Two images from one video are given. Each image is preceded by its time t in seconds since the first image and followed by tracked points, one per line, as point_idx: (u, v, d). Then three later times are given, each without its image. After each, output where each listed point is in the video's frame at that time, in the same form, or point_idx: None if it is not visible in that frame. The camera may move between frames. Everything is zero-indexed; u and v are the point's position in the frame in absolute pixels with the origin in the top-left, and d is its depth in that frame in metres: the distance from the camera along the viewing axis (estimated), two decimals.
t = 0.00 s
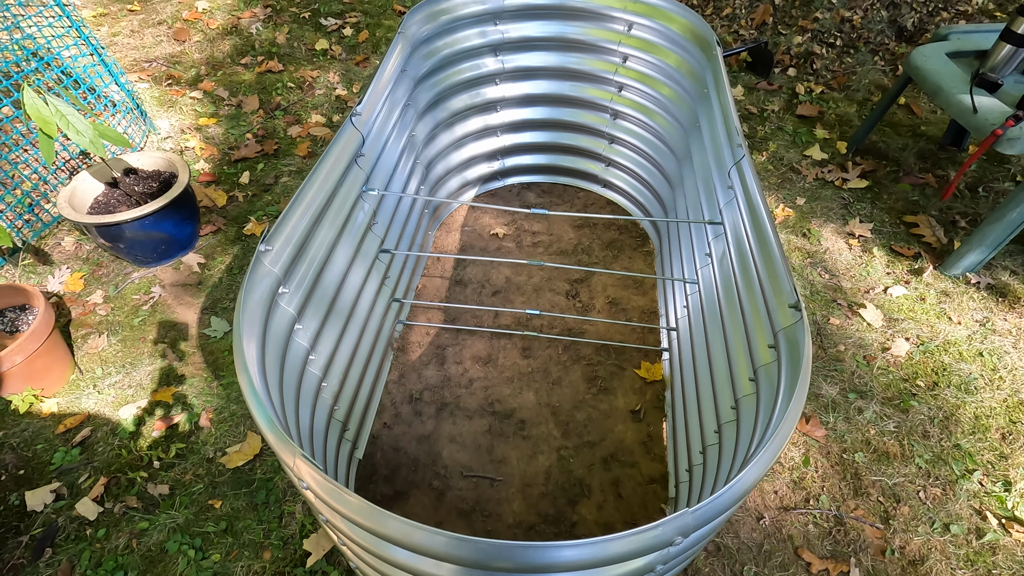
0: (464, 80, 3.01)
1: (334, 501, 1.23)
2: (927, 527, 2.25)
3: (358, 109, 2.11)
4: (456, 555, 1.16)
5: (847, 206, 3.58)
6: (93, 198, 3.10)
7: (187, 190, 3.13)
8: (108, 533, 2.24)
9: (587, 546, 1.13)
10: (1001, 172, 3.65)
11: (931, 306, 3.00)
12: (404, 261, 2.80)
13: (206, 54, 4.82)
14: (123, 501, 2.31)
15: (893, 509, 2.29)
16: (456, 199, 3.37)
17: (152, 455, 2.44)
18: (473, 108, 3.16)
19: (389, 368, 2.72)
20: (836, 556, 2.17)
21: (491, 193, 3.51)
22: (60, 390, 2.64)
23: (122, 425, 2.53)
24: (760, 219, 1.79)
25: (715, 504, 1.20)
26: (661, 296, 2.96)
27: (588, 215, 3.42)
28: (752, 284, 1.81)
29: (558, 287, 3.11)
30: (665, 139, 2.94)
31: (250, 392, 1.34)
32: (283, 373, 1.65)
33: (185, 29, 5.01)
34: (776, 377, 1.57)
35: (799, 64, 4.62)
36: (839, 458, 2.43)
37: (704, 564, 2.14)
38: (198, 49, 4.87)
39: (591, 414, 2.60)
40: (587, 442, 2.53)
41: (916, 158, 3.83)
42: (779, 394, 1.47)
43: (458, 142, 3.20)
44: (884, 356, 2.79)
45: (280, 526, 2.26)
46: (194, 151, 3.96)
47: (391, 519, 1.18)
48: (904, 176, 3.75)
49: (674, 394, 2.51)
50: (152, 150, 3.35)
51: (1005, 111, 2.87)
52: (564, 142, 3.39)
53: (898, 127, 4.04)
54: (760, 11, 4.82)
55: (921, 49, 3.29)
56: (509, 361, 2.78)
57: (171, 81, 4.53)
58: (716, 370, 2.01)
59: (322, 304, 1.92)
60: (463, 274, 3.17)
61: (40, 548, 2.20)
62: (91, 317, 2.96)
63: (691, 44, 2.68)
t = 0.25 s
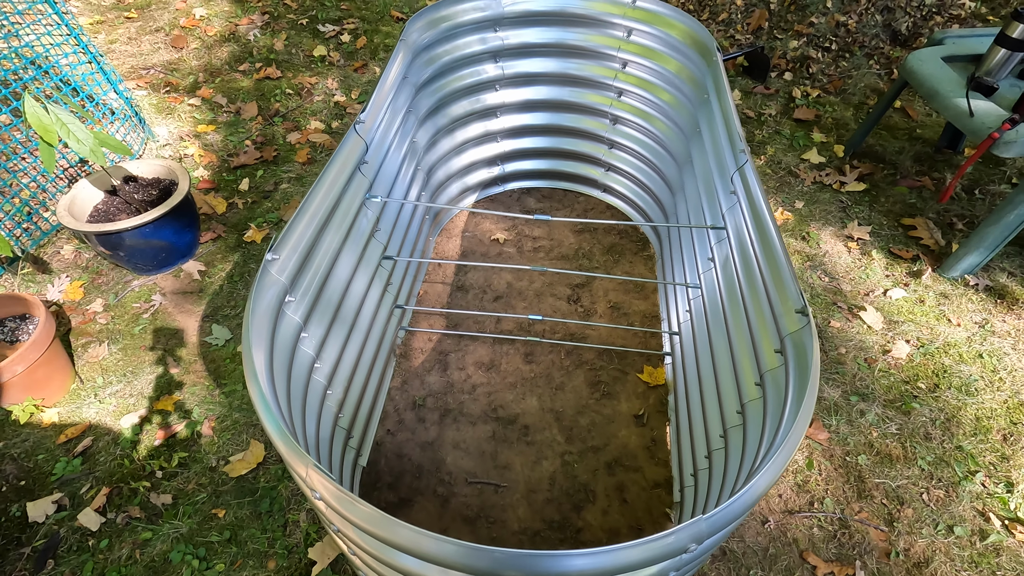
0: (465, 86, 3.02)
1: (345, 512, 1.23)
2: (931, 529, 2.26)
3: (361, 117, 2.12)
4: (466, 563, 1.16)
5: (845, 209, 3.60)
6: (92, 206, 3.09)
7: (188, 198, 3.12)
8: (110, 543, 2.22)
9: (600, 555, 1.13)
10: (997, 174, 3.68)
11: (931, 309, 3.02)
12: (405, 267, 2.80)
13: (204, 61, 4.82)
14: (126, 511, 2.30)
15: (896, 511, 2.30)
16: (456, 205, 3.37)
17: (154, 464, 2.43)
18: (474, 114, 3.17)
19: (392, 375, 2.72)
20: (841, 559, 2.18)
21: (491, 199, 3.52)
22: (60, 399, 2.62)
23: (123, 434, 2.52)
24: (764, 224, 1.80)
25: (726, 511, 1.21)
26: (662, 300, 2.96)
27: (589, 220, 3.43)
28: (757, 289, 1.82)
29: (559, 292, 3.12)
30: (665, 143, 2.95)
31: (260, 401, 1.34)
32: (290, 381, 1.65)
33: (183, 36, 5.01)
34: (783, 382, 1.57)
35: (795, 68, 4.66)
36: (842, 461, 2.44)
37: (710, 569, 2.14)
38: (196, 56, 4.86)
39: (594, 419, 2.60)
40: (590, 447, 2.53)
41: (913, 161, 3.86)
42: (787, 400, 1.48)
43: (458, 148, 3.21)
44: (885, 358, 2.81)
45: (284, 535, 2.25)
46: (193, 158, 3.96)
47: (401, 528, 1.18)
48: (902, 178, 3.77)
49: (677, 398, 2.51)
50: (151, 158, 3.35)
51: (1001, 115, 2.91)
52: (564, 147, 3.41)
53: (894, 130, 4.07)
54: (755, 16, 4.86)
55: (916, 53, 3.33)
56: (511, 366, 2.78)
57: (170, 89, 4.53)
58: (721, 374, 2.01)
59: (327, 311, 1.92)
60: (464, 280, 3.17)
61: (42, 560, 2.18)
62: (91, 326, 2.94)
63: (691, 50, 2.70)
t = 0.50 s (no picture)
0: (461, 89, 3.02)
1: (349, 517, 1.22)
2: (931, 526, 2.26)
3: (359, 121, 2.11)
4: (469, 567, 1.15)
5: (840, 209, 3.62)
6: (87, 213, 3.07)
7: (183, 204, 3.11)
8: (107, 553, 2.20)
9: (605, 558, 1.13)
10: (989, 173, 3.71)
11: (927, 307, 3.03)
12: (403, 271, 2.79)
13: (197, 66, 4.81)
14: (123, 521, 2.27)
15: (897, 509, 2.31)
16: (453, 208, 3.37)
17: (151, 473, 2.40)
18: (470, 117, 3.17)
19: (391, 379, 2.71)
20: (843, 558, 2.18)
21: (487, 202, 3.52)
22: (55, 408, 2.60)
23: (120, 442, 2.50)
24: (763, 225, 1.80)
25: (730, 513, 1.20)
26: (660, 301, 2.97)
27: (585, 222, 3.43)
28: (756, 289, 1.82)
29: (557, 294, 3.12)
30: (661, 145, 2.96)
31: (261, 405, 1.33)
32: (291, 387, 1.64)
33: (176, 42, 4.99)
34: (785, 382, 1.58)
35: (788, 69, 4.69)
36: (842, 459, 2.45)
37: (712, 570, 2.14)
38: (189, 62, 4.85)
39: (594, 421, 2.60)
40: (591, 450, 2.52)
41: (906, 161, 3.88)
42: (789, 400, 1.48)
43: (455, 151, 3.21)
44: (882, 357, 2.82)
45: (284, 542, 2.23)
46: (187, 164, 3.94)
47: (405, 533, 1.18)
48: (895, 178, 3.80)
49: (677, 399, 2.51)
50: (145, 164, 3.33)
51: (993, 114, 2.93)
52: (561, 150, 3.41)
53: (887, 130, 4.11)
54: (748, 18, 4.89)
55: (908, 54, 3.36)
56: (510, 369, 2.78)
57: (163, 95, 4.51)
58: (721, 375, 2.01)
59: (326, 316, 1.91)
60: (462, 283, 3.16)
61: (38, 571, 2.15)
62: (86, 333, 2.92)
63: (686, 52, 2.71)
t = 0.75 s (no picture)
0: (450, 92, 3.02)
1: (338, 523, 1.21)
2: (922, 522, 2.28)
3: (347, 125, 2.11)
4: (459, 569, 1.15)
5: (829, 207, 3.64)
6: (75, 220, 3.05)
7: (172, 210, 3.09)
8: (98, 563, 2.18)
9: (595, 558, 1.13)
10: (976, 170, 3.75)
11: (916, 303, 3.06)
12: (394, 275, 2.79)
13: (186, 71, 4.79)
14: (113, 530, 2.25)
15: (888, 505, 2.32)
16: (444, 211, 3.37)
17: (142, 481, 2.39)
18: (460, 120, 3.17)
19: (383, 383, 2.70)
20: (836, 555, 2.19)
21: (479, 205, 3.52)
22: (43, 416, 2.58)
23: (109, 450, 2.48)
24: (751, 224, 1.81)
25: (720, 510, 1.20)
26: (652, 301, 2.97)
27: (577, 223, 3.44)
28: (745, 288, 1.83)
29: (549, 296, 3.12)
30: (651, 146, 2.97)
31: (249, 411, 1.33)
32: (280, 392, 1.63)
33: (164, 47, 4.97)
34: (774, 380, 1.58)
35: (776, 69, 4.72)
36: (834, 457, 2.46)
37: (706, 569, 2.14)
38: (177, 67, 4.83)
39: (587, 422, 2.60)
40: (584, 451, 2.52)
41: (894, 159, 3.91)
42: (778, 398, 1.49)
43: (446, 154, 3.21)
44: (873, 354, 2.83)
45: (277, 548, 2.22)
46: (177, 170, 3.92)
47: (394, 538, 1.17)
48: (883, 176, 3.83)
49: (669, 399, 2.52)
50: (134, 171, 3.31)
51: (978, 112, 2.96)
52: (551, 152, 3.42)
53: (875, 129, 4.14)
54: (736, 19, 4.92)
55: (894, 53, 3.38)
56: (503, 372, 2.77)
57: (151, 100, 4.49)
58: (712, 374, 2.02)
59: (316, 321, 1.90)
60: (454, 286, 3.16)
61: None
62: (74, 341, 2.90)
63: (674, 53, 2.72)
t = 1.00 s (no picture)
0: (447, 93, 3.04)
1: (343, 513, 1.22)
2: (918, 512, 2.30)
3: (344, 125, 2.13)
4: (462, 556, 1.16)
5: (823, 204, 3.68)
6: (72, 223, 3.05)
7: (169, 212, 3.10)
8: (99, 563, 2.18)
9: (595, 543, 1.15)
10: (966, 167, 3.79)
11: (909, 298, 3.09)
12: (392, 274, 2.80)
13: (181, 75, 4.79)
14: (114, 531, 2.25)
15: (884, 496, 2.35)
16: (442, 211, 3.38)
17: (142, 482, 2.39)
18: (456, 120, 3.19)
19: (382, 382, 2.71)
20: (833, 546, 2.21)
21: (475, 205, 3.54)
22: (42, 420, 2.58)
23: (109, 452, 2.48)
24: (745, 219, 1.84)
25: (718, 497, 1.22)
26: (648, 298, 3.00)
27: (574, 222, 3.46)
28: (740, 282, 1.86)
29: (547, 294, 3.14)
30: (646, 145, 3.00)
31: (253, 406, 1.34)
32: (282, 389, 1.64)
33: (159, 51, 4.98)
34: (769, 371, 1.60)
35: (768, 69, 4.76)
36: (829, 449, 2.49)
37: (705, 561, 2.16)
38: (172, 71, 4.83)
39: (586, 418, 2.62)
40: (583, 447, 2.54)
41: (885, 156, 3.96)
42: (773, 388, 1.51)
43: (442, 154, 3.23)
44: (867, 348, 2.87)
45: (278, 547, 2.22)
46: (173, 173, 3.93)
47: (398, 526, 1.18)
48: (875, 173, 3.87)
49: (666, 394, 2.54)
50: (131, 174, 3.31)
51: (967, 108, 3.00)
52: (547, 151, 3.44)
53: (866, 127, 4.18)
54: (728, 19, 4.97)
55: (884, 51, 3.42)
56: (502, 370, 2.79)
57: (147, 104, 4.49)
58: (708, 368, 2.04)
59: (316, 319, 1.92)
60: (451, 285, 3.18)
61: None
62: (72, 344, 2.90)
63: (667, 52, 2.75)
